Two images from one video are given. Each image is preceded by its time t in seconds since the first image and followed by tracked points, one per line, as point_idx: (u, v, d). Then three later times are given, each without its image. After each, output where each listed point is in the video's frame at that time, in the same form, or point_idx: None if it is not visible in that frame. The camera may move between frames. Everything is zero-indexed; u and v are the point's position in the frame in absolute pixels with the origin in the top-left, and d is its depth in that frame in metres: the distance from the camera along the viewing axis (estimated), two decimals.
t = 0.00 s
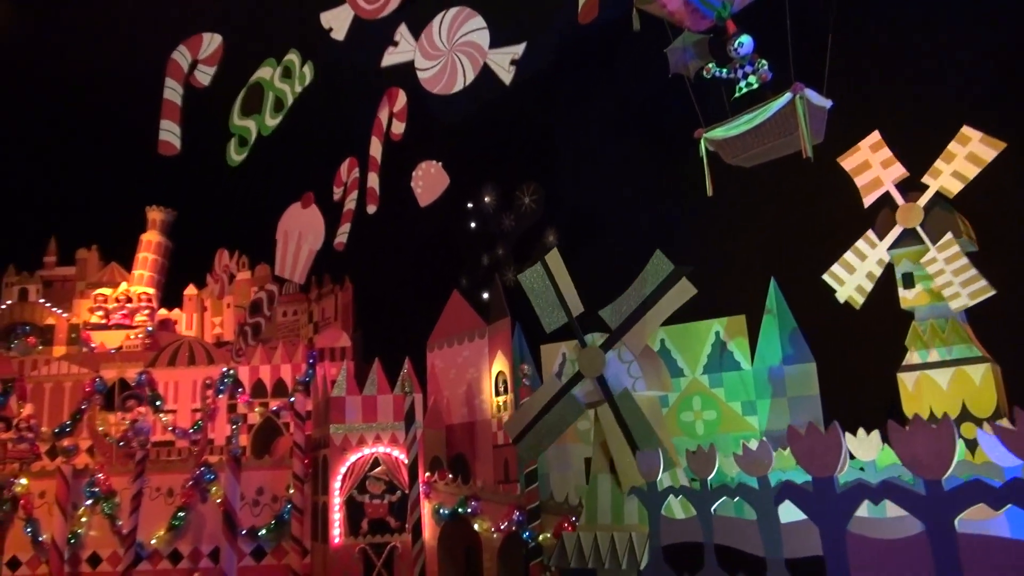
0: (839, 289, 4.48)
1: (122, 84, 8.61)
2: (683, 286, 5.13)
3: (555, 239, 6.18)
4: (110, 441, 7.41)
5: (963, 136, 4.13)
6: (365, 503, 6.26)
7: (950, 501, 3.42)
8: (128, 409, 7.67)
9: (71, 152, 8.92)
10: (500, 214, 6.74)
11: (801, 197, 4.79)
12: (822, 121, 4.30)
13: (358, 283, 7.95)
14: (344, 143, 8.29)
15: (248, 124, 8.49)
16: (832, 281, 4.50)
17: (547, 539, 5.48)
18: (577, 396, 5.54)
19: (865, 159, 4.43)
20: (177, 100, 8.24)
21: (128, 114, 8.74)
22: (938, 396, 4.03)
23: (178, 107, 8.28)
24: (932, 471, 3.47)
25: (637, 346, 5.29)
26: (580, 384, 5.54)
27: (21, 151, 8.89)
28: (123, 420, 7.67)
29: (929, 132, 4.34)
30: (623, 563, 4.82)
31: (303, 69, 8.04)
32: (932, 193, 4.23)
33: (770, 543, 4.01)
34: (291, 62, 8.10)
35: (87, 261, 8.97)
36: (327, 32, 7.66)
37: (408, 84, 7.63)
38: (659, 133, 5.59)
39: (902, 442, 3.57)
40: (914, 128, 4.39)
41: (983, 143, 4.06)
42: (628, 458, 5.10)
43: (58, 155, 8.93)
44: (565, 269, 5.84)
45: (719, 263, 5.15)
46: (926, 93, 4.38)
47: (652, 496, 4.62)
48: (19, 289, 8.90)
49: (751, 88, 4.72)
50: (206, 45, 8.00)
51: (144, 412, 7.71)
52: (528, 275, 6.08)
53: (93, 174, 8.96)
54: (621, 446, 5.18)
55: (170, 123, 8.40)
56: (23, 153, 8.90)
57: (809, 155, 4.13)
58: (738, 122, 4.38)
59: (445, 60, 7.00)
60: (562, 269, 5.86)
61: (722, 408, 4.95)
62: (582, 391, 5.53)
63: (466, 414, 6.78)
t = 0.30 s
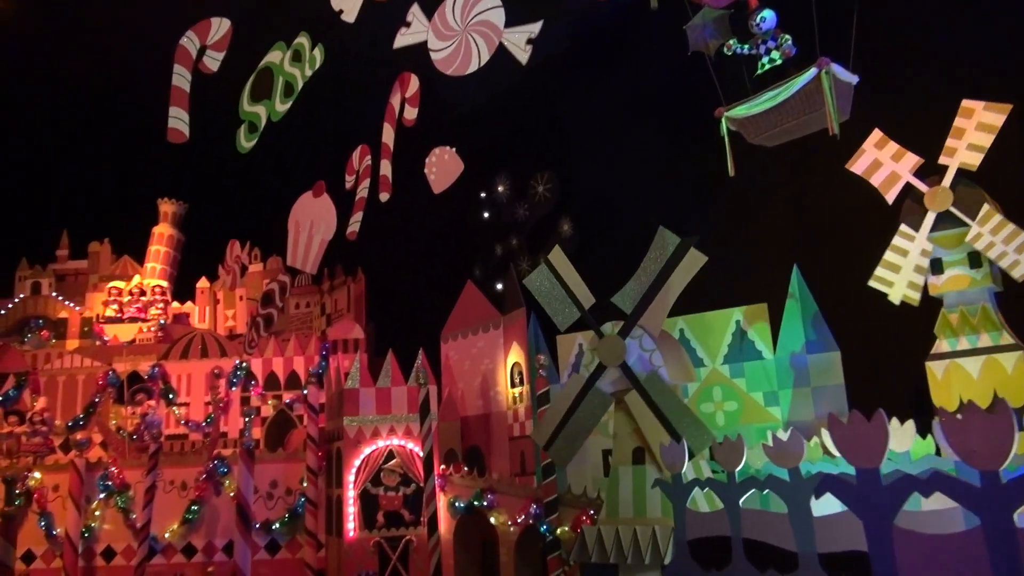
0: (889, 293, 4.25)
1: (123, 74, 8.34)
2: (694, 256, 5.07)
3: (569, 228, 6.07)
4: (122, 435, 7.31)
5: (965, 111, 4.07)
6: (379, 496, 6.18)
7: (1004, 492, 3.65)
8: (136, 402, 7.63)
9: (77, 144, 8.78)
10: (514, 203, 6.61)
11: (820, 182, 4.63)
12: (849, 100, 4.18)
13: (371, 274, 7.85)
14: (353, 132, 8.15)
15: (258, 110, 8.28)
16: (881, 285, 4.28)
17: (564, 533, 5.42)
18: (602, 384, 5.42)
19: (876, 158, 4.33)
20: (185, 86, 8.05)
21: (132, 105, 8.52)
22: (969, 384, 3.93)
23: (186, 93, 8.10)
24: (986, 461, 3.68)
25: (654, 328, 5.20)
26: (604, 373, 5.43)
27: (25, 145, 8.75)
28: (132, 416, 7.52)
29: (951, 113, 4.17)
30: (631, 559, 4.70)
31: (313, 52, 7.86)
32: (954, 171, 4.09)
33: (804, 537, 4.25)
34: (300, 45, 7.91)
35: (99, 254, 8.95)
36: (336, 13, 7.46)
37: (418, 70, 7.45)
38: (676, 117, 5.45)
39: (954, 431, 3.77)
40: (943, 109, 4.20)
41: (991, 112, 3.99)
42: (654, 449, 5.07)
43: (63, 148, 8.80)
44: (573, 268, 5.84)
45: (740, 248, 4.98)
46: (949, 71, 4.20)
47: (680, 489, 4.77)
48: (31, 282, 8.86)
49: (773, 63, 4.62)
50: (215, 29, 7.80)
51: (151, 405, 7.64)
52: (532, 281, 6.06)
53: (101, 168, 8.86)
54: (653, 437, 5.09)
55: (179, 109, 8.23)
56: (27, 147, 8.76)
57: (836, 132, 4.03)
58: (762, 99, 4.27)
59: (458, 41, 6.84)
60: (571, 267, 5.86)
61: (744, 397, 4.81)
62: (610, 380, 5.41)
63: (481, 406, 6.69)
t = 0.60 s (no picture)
0: (953, 293, 3.90)
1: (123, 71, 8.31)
2: (701, 230, 5.02)
3: (585, 220, 5.95)
4: (133, 432, 7.21)
5: (964, 97, 3.95)
6: (393, 493, 6.09)
7: None
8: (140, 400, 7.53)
9: (86, 139, 8.72)
10: (528, 195, 6.52)
11: (841, 166, 4.41)
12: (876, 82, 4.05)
13: (384, 266, 7.76)
14: (365, 125, 8.10)
15: (268, 98, 8.23)
16: (942, 288, 3.94)
17: (582, 530, 5.29)
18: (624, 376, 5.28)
19: (892, 166, 4.16)
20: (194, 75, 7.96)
21: (141, 99, 8.46)
22: (1001, 376, 3.69)
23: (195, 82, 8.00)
24: None
25: (673, 311, 5.13)
26: (628, 366, 5.28)
27: (32, 139, 8.67)
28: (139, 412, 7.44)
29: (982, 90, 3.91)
30: (654, 557, 4.72)
31: (325, 38, 7.80)
32: (975, 155, 3.90)
33: (837, 537, 4.11)
34: (311, 31, 7.83)
35: (111, 250, 8.88)
36: None
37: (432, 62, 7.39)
38: (693, 104, 5.28)
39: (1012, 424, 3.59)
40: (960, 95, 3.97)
41: (992, 90, 3.87)
42: (678, 444, 4.97)
43: (73, 143, 8.73)
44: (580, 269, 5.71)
45: (760, 237, 4.77)
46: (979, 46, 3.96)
47: (704, 486, 4.70)
48: (44, 277, 8.76)
49: (799, 44, 4.55)
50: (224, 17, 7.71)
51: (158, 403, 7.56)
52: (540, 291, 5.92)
53: (109, 162, 8.77)
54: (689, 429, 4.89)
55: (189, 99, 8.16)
56: (36, 142, 8.69)
57: (865, 112, 3.88)
58: (786, 80, 4.15)
59: (474, 23, 6.71)
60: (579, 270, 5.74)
61: (767, 391, 4.65)
62: (640, 370, 5.23)
63: (496, 401, 6.60)
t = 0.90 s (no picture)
0: (1020, 283, 3.60)
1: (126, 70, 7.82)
2: (703, 211, 4.92)
3: (596, 213, 5.87)
4: (141, 428, 7.15)
5: (960, 93, 3.85)
6: (402, 492, 5.99)
7: None
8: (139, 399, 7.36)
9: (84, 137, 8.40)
10: (538, 188, 6.43)
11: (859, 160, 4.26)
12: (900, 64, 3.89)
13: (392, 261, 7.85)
14: (371, 120, 7.98)
15: (274, 86, 7.37)
16: (1008, 283, 3.63)
17: (596, 527, 5.16)
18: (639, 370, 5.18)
19: (910, 176, 3.99)
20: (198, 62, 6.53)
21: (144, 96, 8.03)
22: None
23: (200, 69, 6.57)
24: None
25: (685, 294, 5.05)
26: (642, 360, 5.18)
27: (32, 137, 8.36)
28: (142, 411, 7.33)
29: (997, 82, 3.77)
30: (673, 557, 4.55)
31: (333, 23, 7.00)
32: (991, 144, 3.78)
33: (869, 536, 3.94)
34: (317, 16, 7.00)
35: (119, 245, 8.94)
36: None
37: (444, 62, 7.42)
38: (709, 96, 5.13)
39: None
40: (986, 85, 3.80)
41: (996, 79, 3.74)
42: (698, 439, 4.87)
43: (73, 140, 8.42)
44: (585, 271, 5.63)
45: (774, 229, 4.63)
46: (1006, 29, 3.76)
47: (727, 483, 4.55)
48: (51, 273, 8.78)
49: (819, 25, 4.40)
50: None
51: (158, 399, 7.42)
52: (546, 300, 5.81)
53: (113, 161, 8.53)
54: (710, 426, 4.81)
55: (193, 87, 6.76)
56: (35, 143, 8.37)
57: (890, 95, 3.73)
58: (806, 62, 4.01)
59: (485, 7, 6.19)
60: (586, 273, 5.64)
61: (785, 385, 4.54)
62: (664, 360, 5.09)
63: (506, 396, 6.54)
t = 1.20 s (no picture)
0: None
1: (130, 62, 7.70)
2: (694, 189, 4.84)
3: (600, 203, 5.83)
4: (139, 424, 7.10)
5: (949, 91, 3.75)
6: (406, 489, 5.88)
7: None
8: (136, 396, 7.29)
9: (81, 131, 8.29)
10: (541, 178, 6.51)
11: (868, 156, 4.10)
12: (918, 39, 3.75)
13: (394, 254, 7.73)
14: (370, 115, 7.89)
15: (272, 71, 6.90)
16: None
17: (604, 523, 5.00)
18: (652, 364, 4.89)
19: (931, 180, 3.80)
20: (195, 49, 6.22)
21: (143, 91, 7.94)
22: None
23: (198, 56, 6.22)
24: None
25: (690, 275, 4.89)
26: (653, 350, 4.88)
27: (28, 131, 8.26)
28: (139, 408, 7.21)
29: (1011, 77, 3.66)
30: (686, 553, 4.39)
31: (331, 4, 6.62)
32: (997, 131, 3.64)
33: (896, 531, 3.57)
34: None
35: (117, 241, 8.72)
36: None
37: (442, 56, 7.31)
38: (710, 91, 4.99)
39: None
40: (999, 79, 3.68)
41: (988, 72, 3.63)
42: (711, 432, 4.59)
43: (70, 137, 8.34)
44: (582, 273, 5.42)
45: (783, 220, 4.49)
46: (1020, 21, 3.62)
47: (742, 477, 4.19)
48: (49, 269, 8.67)
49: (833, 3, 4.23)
50: None
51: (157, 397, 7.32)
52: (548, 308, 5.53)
53: (110, 157, 8.40)
54: (727, 417, 4.52)
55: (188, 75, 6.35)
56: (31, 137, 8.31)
57: (907, 72, 3.62)
58: (820, 41, 3.88)
59: None
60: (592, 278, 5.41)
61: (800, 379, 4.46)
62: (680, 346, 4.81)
63: (511, 390, 6.44)
